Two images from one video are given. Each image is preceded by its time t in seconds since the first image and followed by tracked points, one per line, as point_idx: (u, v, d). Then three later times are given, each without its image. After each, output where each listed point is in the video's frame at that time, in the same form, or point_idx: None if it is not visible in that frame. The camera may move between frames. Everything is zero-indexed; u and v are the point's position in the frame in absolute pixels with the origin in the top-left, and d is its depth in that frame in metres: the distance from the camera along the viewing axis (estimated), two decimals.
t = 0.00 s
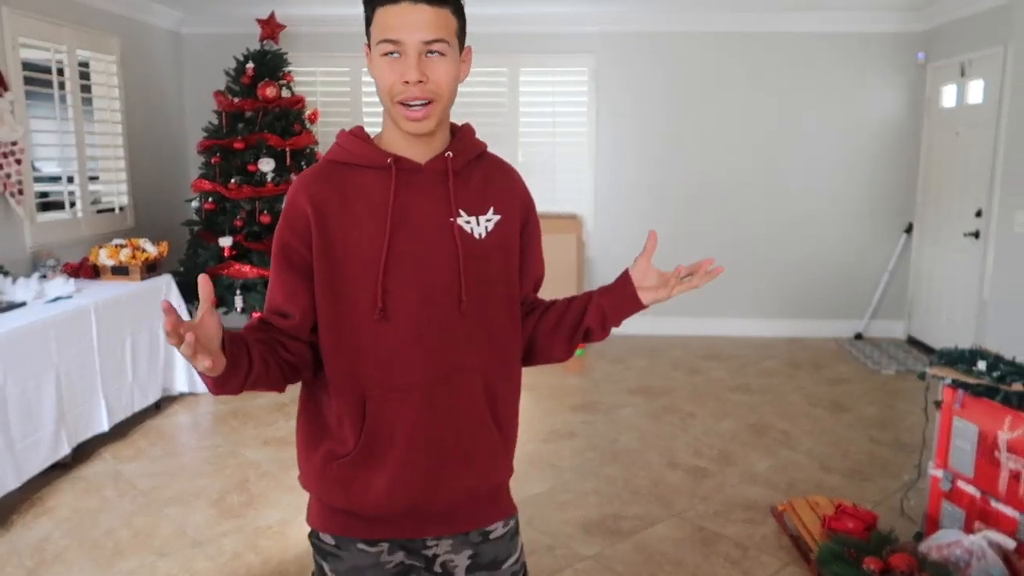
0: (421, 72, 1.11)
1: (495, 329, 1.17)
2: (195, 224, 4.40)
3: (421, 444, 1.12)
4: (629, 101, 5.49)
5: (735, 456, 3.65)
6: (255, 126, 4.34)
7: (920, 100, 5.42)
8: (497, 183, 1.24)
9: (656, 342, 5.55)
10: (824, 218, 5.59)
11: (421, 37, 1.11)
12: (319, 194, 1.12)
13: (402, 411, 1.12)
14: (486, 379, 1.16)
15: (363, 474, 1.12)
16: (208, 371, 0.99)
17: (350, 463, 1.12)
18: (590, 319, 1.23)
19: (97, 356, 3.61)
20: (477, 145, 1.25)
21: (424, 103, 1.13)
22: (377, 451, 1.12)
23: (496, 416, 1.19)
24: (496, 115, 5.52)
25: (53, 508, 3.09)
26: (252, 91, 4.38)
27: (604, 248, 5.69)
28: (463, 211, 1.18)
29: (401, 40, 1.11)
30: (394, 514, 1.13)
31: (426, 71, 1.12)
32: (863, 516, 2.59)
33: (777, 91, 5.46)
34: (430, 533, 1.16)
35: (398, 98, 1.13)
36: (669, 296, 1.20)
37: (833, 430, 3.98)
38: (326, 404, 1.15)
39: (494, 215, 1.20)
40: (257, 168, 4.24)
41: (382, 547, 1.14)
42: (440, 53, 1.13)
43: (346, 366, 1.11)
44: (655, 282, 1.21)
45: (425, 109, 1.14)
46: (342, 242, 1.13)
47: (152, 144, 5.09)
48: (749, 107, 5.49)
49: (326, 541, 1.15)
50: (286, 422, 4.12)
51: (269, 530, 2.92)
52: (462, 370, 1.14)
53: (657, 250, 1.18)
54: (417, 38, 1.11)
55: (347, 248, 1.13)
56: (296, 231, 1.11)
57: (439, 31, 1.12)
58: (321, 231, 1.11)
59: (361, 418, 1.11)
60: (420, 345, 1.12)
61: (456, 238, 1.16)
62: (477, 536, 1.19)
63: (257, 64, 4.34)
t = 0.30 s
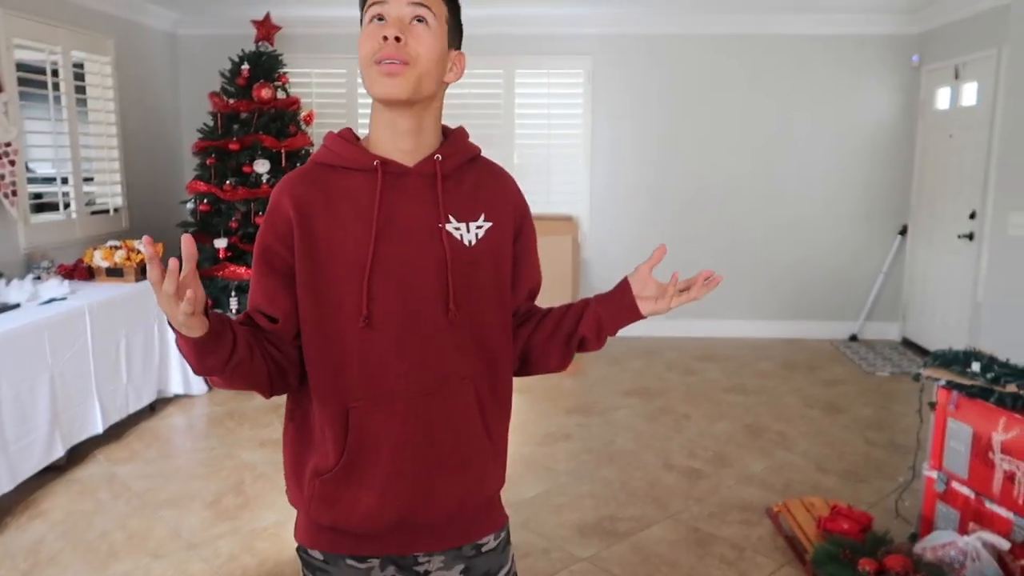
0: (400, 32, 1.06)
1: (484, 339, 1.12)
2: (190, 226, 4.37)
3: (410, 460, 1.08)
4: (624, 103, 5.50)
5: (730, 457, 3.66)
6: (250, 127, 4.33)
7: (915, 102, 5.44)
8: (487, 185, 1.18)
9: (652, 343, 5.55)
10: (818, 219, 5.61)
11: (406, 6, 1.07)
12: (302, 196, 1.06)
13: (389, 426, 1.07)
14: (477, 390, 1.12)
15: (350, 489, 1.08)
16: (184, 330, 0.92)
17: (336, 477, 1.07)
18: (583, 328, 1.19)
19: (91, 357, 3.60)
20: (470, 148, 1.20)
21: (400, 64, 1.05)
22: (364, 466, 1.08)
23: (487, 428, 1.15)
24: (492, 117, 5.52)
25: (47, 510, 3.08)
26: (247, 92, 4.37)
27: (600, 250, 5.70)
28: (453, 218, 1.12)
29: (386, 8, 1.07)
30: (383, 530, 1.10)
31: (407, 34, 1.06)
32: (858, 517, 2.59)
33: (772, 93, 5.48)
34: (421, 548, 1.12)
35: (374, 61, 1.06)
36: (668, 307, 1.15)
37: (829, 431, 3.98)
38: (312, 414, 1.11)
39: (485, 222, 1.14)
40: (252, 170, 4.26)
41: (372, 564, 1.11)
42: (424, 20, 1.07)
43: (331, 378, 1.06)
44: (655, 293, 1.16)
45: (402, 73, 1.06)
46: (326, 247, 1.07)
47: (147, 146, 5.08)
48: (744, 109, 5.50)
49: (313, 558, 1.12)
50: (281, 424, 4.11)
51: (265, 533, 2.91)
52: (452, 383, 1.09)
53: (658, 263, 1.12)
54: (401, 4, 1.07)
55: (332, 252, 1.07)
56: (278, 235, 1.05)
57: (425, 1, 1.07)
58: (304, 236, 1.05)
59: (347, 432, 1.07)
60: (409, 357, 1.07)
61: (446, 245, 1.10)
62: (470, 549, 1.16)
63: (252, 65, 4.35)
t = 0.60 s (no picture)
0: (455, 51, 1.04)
1: (489, 342, 1.13)
2: (192, 229, 4.39)
3: (420, 466, 1.08)
4: (624, 105, 5.50)
5: (732, 459, 3.66)
6: (252, 130, 4.36)
7: (916, 103, 5.44)
8: (484, 189, 1.19)
9: (654, 345, 5.55)
10: (820, 221, 5.61)
11: (448, 22, 1.05)
12: (306, 203, 1.04)
13: (400, 433, 1.07)
14: (482, 393, 1.13)
15: (361, 499, 1.07)
16: (208, 336, 0.91)
17: (347, 487, 1.06)
18: (568, 335, 1.19)
19: (93, 360, 3.60)
20: (465, 155, 1.19)
21: (456, 85, 1.05)
22: (375, 475, 1.07)
23: (491, 431, 1.16)
24: (492, 120, 5.52)
25: (49, 513, 3.08)
26: (248, 95, 4.38)
27: (601, 252, 5.70)
28: (456, 222, 1.12)
29: (429, 21, 1.04)
30: (395, 539, 1.09)
31: (459, 52, 1.05)
32: (861, 519, 2.59)
33: (773, 95, 5.48)
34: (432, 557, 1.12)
35: (431, 79, 1.03)
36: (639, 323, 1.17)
37: (831, 433, 3.98)
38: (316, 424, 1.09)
39: (485, 226, 1.15)
40: (254, 172, 4.26)
41: None
42: (461, 40, 1.08)
43: (340, 388, 1.05)
44: (626, 307, 1.17)
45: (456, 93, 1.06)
46: (332, 254, 1.05)
47: (149, 149, 5.09)
48: (744, 111, 5.50)
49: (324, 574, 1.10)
50: (283, 426, 4.11)
51: (267, 536, 2.91)
52: (459, 388, 1.10)
53: (636, 279, 1.13)
54: (443, 20, 1.05)
55: (338, 259, 1.05)
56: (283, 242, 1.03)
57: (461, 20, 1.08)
58: (311, 243, 1.03)
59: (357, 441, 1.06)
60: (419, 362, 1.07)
61: (452, 249, 1.10)
62: (481, 554, 1.17)
63: (254, 68, 4.36)
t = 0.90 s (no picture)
0: (429, 71, 1.03)
1: (496, 345, 1.13)
2: (200, 232, 4.42)
3: (431, 469, 1.09)
4: (631, 107, 5.50)
5: (740, 462, 3.65)
6: (259, 134, 4.38)
7: (924, 105, 5.42)
8: (488, 192, 1.20)
9: (661, 348, 5.54)
10: (827, 223, 5.59)
11: (427, 39, 1.03)
12: (314, 210, 1.04)
13: (411, 438, 1.07)
14: (490, 395, 1.13)
15: (374, 504, 1.07)
16: (226, 348, 0.92)
17: (359, 492, 1.06)
18: (574, 342, 1.20)
19: (102, 363, 3.61)
20: (467, 159, 1.20)
21: (433, 105, 1.05)
22: (385, 480, 1.07)
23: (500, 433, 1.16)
24: (499, 123, 5.53)
25: (58, 516, 3.09)
26: (256, 99, 4.40)
27: (608, 255, 5.70)
28: (462, 225, 1.12)
29: (407, 40, 1.03)
30: (408, 542, 1.09)
31: (436, 71, 1.03)
32: (870, 522, 2.57)
33: (780, 97, 5.47)
34: (443, 560, 1.12)
35: (404, 100, 1.04)
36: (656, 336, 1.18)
37: (839, 436, 3.96)
38: (325, 431, 1.09)
39: (490, 229, 1.15)
40: (262, 176, 4.28)
41: None
42: (446, 54, 1.05)
43: (350, 393, 1.05)
44: (644, 319, 1.18)
45: (433, 112, 1.06)
46: (340, 260, 1.05)
47: (158, 154, 5.11)
48: (752, 113, 5.49)
49: None
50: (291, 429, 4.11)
51: (275, 539, 2.92)
52: (468, 392, 1.10)
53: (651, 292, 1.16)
54: (422, 36, 1.03)
55: (347, 264, 1.05)
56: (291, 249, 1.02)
57: (447, 32, 1.05)
58: (318, 249, 1.03)
59: (369, 445, 1.06)
60: (430, 366, 1.07)
61: (459, 253, 1.10)
62: (492, 556, 1.17)
63: (261, 72, 4.38)
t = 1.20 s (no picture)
0: (426, 82, 1.03)
1: (501, 348, 1.13)
2: (206, 236, 4.44)
3: (433, 473, 1.09)
4: (636, 110, 5.50)
5: (746, 465, 3.64)
6: (265, 137, 4.37)
7: (930, 107, 5.40)
8: (495, 195, 1.19)
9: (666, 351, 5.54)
10: (833, 225, 5.58)
11: (424, 50, 1.03)
12: (318, 214, 1.04)
13: (412, 441, 1.07)
14: (493, 398, 1.13)
15: (375, 506, 1.07)
16: (232, 371, 0.92)
17: (361, 493, 1.06)
18: (572, 356, 1.20)
19: (108, 367, 3.62)
20: (476, 161, 1.19)
21: (429, 117, 1.05)
22: (387, 483, 1.07)
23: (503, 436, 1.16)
24: (504, 126, 5.53)
25: (65, 519, 3.10)
26: (262, 103, 4.41)
27: (613, 257, 5.69)
28: (466, 230, 1.12)
29: (404, 51, 1.03)
30: (409, 544, 1.09)
31: (433, 82, 1.03)
32: (876, 526, 2.57)
33: (785, 99, 5.46)
34: (445, 561, 1.12)
35: (401, 112, 1.04)
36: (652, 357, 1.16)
37: (846, 439, 3.95)
38: (328, 433, 1.09)
39: (496, 233, 1.15)
40: (267, 180, 4.29)
41: None
42: (445, 65, 1.05)
43: (353, 396, 1.05)
44: (641, 340, 1.16)
45: (430, 123, 1.06)
46: (343, 264, 1.05)
47: (164, 157, 5.14)
48: (757, 115, 5.48)
49: None
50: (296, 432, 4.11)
51: (280, 542, 2.92)
52: (471, 395, 1.10)
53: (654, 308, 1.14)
54: (420, 48, 1.03)
55: (350, 268, 1.05)
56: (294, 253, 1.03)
57: (445, 42, 1.04)
58: (321, 253, 1.03)
59: (371, 447, 1.06)
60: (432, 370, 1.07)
61: (461, 257, 1.10)
62: (492, 558, 1.16)
63: (267, 76, 4.39)
